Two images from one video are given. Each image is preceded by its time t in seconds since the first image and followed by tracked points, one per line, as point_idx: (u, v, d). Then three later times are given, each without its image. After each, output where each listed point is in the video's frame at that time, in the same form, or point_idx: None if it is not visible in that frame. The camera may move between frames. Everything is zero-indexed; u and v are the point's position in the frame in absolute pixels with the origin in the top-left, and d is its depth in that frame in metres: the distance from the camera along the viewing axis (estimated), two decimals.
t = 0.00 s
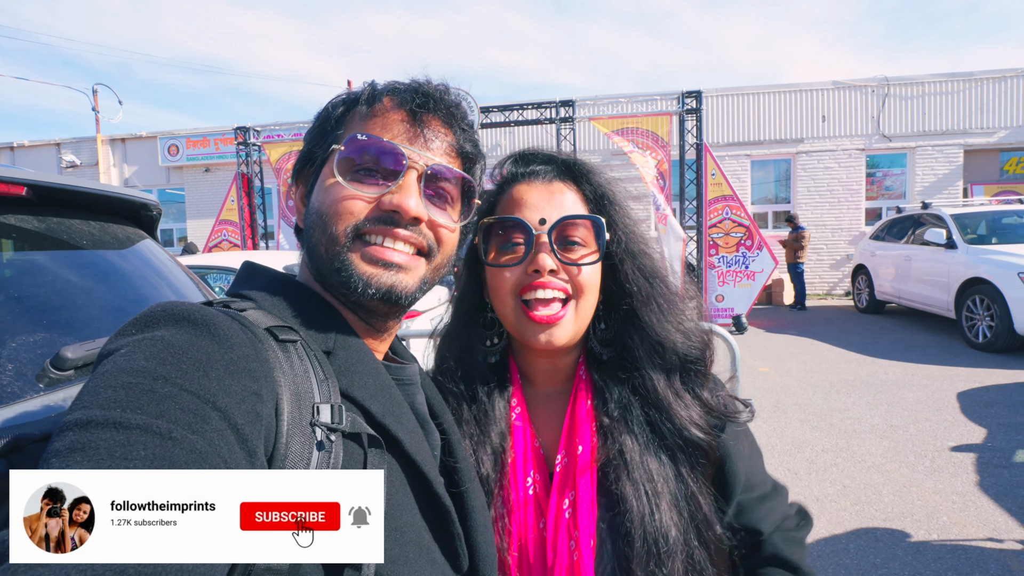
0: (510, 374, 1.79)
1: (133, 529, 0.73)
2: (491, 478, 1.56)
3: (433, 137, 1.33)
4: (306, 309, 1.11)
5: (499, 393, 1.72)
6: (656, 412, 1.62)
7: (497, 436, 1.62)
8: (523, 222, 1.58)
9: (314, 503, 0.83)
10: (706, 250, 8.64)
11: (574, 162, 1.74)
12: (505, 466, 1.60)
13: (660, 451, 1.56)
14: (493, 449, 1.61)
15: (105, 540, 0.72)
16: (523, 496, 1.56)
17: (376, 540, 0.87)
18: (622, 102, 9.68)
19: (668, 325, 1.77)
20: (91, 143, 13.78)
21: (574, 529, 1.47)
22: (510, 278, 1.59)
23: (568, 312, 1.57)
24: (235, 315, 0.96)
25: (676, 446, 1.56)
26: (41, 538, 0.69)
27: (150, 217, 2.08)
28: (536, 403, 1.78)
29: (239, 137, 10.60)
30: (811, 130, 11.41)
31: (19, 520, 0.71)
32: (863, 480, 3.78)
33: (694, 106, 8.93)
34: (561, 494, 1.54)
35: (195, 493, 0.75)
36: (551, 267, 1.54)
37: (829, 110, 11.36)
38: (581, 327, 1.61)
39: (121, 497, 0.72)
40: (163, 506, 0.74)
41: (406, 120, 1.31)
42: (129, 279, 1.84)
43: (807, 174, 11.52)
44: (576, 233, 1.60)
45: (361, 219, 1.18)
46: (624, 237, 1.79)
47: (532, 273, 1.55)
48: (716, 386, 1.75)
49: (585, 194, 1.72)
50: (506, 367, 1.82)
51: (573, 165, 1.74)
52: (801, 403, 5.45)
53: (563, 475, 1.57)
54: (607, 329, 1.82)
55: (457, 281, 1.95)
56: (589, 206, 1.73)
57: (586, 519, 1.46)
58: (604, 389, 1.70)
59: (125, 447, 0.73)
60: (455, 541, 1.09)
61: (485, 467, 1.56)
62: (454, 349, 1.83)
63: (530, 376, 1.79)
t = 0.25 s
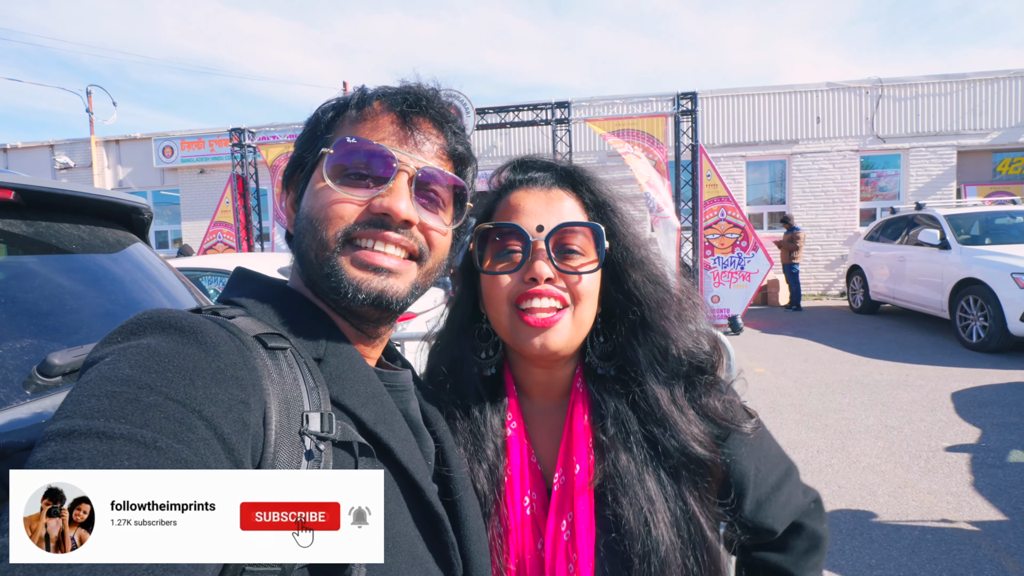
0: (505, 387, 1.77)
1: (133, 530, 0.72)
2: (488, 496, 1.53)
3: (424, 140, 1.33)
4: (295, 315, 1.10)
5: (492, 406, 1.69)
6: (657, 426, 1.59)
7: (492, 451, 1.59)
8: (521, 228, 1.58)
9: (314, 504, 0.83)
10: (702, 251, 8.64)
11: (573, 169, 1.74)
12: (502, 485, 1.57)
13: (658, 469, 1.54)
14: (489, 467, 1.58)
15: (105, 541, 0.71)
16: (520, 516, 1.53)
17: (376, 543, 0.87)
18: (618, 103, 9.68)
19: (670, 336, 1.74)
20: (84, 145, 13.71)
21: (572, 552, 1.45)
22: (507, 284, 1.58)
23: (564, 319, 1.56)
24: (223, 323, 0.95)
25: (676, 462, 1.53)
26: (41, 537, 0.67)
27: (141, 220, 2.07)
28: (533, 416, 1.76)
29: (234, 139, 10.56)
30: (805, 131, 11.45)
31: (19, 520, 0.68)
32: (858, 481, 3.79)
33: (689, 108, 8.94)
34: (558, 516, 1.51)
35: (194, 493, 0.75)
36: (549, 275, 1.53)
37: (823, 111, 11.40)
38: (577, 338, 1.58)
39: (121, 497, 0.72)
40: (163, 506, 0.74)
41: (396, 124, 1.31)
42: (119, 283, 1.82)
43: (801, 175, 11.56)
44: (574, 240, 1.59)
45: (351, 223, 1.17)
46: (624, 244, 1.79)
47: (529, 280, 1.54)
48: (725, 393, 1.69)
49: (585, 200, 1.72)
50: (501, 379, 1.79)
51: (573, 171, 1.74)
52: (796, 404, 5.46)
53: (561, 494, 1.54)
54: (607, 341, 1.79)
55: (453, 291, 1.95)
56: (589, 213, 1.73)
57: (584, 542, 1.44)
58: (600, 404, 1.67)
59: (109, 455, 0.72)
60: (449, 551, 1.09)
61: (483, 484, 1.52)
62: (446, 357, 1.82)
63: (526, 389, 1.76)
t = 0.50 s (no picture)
0: (506, 392, 1.76)
1: (132, 530, 0.73)
2: (490, 500, 1.54)
3: (424, 143, 1.33)
4: (294, 317, 1.11)
5: (493, 411, 1.69)
6: (657, 436, 1.60)
7: (494, 458, 1.59)
8: (522, 233, 1.58)
9: (315, 503, 0.83)
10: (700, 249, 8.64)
11: (575, 171, 1.74)
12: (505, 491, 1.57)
13: (657, 479, 1.54)
14: (491, 473, 1.57)
15: (104, 540, 0.71)
16: (521, 524, 1.53)
17: (376, 543, 0.86)
18: (616, 101, 9.67)
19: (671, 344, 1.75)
20: (82, 144, 13.69)
21: (574, 560, 1.45)
22: (510, 290, 1.58)
23: (566, 321, 1.55)
24: (223, 323, 0.96)
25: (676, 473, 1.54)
26: (40, 539, 0.68)
27: (139, 220, 2.07)
28: (534, 421, 1.75)
29: (232, 138, 10.55)
30: (804, 128, 11.46)
31: (19, 521, 0.69)
32: (856, 478, 3.80)
33: (688, 105, 8.94)
34: (559, 526, 1.51)
35: (194, 493, 0.75)
36: (551, 282, 1.52)
37: (822, 108, 11.41)
38: (579, 343, 1.59)
39: (121, 496, 0.72)
40: (164, 506, 0.74)
41: (395, 126, 1.31)
42: (118, 284, 1.83)
43: (800, 173, 11.56)
44: (576, 246, 1.59)
45: (350, 228, 1.18)
46: (626, 248, 1.78)
47: (531, 288, 1.54)
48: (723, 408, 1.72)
49: (586, 204, 1.72)
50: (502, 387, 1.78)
51: (574, 174, 1.74)
52: (795, 401, 5.47)
53: (561, 503, 1.54)
54: (607, 347, 1.78)
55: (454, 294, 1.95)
56: (590, 216, 1.73)
57: (584, 552, 1.45)
58: (600, 412, 1.66)
59: (110, 454, 0.72)
60: (452, 551, 1.10)
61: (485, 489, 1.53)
62: (450, 363, 1.83)
63: (525, 393, 1.75)
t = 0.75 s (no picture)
0: (503, 395, 1.78)
1: (132, 530, 0.73)
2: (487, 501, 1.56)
3: (422, 145, 1.33)
4: (293, 319, 1.11)
5: (490, 414, 1.71)
6: (650, 438, 1.60)
7: (491, 458, 1.61)
8: (519, 239, 1.58)
9: (315, 504, 0.84)
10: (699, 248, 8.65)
11: (572, 172, 1.74)
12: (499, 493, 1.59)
13: (649, 480, 1.55)
14: (487, 476, 1.58)
15: (105, 540, 0.71)
16: (514, 527, 1.54)
17: (376, 542, 0.87)
18: (615, 100, 9.68)
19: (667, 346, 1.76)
20: (80, 144, 13.66)
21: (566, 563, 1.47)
22: (506, 295, 1.59)
23: (565, 328, 1.58)
24: (223, 325, 0.97)
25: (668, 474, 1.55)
26: (40, 538, 0.68)
27: (138, 221, 2.08)
28: (530, 422, 1.76)
29: (230, 137, 10.53)
30: (802, 128, 11.48)
31: (19, 521, 0.69)
32: (852, 476, 3.81)
33: (686, 105, 8.96)
34: (552, 528, 1.53)
35: (195, 493, 0.76)
36: (549, 290, 1.54)
37: (819, 108, 11.43)
38: (577, 347, 1.60)
39: (121, 497, 0.73)
40: (164, 506, 0.75)
41: (393, 129, 1.31)
42: (116, 285, 1.83)
43: (798, 172, 11.58)
44: (575, 250, 1.60)
45: (349, 231, 1.19)
46: (624, 250, 1.79)
47: (529, 294, 1.56)
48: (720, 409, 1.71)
49: (583, 206, 1.72)
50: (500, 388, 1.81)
51: (571, 175, 1.74)
52: (792, 400, 5.49)
53: (555, 504, 1.56)
54: (604, 347, 1.81)
55: (450, 296, 1.95)
56: (588, 218, 1.73)
57: (576, 554, 1.46)
58: (596, 414, 1.68)
59: (115, 453, 0.73)
60: (450, 550, 1.11)
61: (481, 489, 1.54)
62: (444, 365, 1.83)
63: (522, 394, 1.76)
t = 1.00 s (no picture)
0: (507, 395, 1.78)
1: (132, 530, 0.73)
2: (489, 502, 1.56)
3: (415, 141, 1.34)
4: (292, 318, 1.11)
5: (493, 415, 1.71)
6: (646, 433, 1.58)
7: (494, 458, 1.62)
8: (520, 242, 1.59)
9: (315, 504, 0.84)
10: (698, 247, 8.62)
11: (571, 171, 1.74)
12: (502, 493, 1.60)
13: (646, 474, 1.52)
14: (490, 475, 1.58)
15: (105, 540, 0.72)
16: (518, 527, 1.54)
17: (375, 542, 0.86)
18: (614, 99, 9.68)
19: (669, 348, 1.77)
20: (79, 143, 13.65)
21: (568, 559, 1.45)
22: (509, 297, 1.60)
23: (570, 330, 1.58)
24: (223, 325, 0.98)
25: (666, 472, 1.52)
26: (40, 538, 0.68)
27: (138, 221, 2.08)
28: (532, 421, 1.77)
29: (229, 136, 10.52)
30: (801, 126, 11.48)
31: (18, 522, 0.69)
32: (851, 474, 3.82)
33: (685, 103, 8.96)
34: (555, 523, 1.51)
35: (195, 492, 0.76)
36: (553, 291, 1.54)
37: (819, 106, 11.43)
38: (582, 349, 1.61)
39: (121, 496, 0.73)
40: (163, 506, 0.75)
41: (387, 126, 1.32)
42: (117, 285, 1.84)
43: (797, 171, 11.59)
44: (576, 250, 1.60)
45: (345, 227, 1.19)
46: (624, 249, 1.79)
47: (534, 297, 1.56)
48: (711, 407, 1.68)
49: (584, 205, 1.73)
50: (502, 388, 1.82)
51: (572, 175, 1.74)
52: (791, 398, 5.50)
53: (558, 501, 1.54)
54: (606, 346, 1.79)
55: (453, 298, 1.97)
56: (588, 217, 1.74)
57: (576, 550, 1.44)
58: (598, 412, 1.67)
59: (117, 451, 0.74)
60: (450, 549, 1.11)
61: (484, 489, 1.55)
62: (447, 365, 1.85)
63: (525, 394, 1.77)
